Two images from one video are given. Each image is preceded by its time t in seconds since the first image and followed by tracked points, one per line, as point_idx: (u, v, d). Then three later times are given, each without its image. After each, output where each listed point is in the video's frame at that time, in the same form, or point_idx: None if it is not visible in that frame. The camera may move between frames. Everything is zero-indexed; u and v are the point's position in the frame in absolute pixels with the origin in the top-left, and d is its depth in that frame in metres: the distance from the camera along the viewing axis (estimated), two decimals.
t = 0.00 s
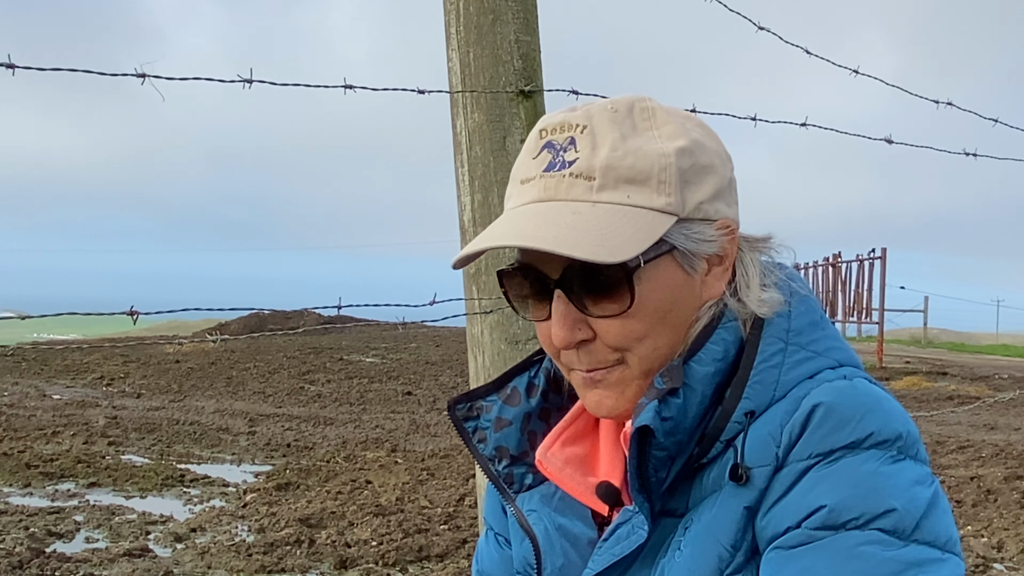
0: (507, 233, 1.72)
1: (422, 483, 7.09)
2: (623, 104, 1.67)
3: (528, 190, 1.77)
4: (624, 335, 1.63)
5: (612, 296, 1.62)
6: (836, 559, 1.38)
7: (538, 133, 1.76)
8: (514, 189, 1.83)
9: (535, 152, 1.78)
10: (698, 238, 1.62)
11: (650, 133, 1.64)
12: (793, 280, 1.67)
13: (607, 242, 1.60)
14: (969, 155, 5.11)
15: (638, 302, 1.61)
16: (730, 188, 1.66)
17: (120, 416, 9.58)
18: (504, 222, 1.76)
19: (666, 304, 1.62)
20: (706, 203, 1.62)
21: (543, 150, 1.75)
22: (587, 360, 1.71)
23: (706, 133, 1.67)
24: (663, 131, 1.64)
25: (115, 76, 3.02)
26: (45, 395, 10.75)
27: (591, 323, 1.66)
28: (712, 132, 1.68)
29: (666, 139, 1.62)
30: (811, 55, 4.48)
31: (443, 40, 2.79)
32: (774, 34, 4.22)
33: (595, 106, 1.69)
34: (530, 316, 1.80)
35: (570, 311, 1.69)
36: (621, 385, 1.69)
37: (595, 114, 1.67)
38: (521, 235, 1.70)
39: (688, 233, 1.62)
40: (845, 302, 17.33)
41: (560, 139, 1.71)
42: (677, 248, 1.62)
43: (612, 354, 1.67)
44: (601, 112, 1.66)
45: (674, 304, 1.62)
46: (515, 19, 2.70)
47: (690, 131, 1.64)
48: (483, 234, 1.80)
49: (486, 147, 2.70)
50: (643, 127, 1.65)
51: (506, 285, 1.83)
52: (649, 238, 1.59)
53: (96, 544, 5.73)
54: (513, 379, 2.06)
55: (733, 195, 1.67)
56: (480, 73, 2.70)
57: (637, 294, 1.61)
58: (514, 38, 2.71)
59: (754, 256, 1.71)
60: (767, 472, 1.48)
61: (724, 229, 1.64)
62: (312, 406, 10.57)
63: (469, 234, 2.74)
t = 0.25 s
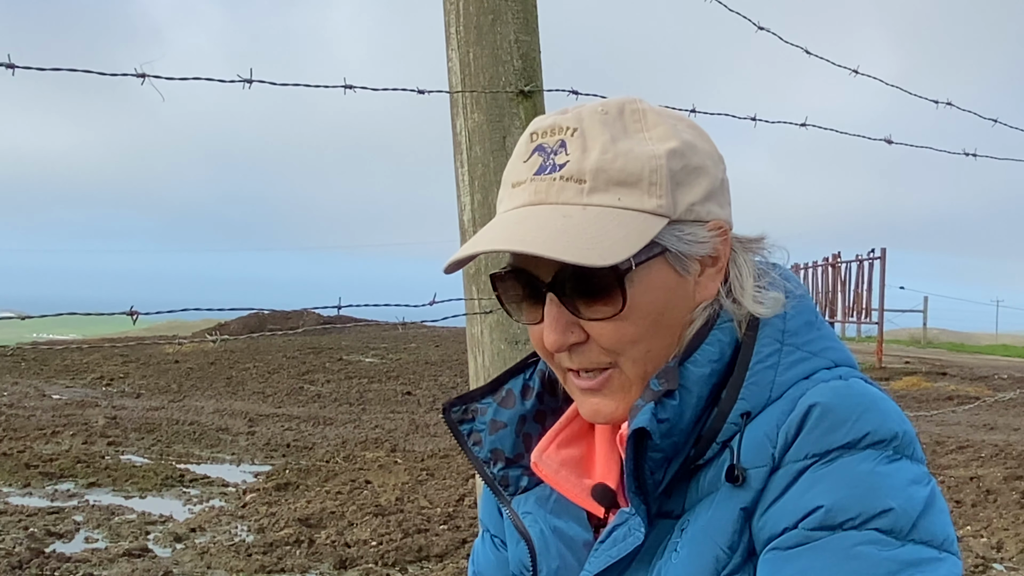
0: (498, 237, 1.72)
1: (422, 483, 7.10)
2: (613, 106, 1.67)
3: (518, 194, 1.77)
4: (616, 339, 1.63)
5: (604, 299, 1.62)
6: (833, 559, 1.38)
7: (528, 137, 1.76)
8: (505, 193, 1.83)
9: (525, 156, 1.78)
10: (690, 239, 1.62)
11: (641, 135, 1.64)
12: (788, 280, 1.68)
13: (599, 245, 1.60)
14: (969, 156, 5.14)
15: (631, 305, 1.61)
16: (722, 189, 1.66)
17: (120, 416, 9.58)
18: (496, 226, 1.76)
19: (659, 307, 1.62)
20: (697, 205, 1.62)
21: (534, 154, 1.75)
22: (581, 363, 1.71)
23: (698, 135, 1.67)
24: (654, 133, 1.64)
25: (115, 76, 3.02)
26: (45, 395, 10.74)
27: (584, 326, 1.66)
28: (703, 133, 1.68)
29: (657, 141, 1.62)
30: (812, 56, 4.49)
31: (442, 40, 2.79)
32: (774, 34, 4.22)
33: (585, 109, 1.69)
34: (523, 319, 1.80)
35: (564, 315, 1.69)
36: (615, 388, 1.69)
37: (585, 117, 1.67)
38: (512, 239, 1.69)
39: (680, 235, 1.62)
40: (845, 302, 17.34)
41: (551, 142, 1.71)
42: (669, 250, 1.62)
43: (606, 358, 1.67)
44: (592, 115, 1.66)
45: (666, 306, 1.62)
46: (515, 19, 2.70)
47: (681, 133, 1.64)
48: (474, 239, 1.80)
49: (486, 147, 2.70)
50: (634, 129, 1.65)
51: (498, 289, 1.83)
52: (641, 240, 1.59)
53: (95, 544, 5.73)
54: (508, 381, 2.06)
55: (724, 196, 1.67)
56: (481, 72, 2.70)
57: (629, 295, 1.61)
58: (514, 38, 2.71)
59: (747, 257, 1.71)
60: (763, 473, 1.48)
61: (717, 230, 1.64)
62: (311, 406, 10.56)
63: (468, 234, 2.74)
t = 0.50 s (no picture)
0: (487, 247, 1.72)
1: (422, 483, 7.10)
2: (599, 114, 1.67)
3: (506, 204, 1.78)
4: (607, 346, 1.63)
5: (594, 307, 1.62)
6: (837, 562, 1.38)
7: (516, 147, 1.77)
8: (493, 202, 1.83)
9: (513, 165, 1.79)
10: (680, 246, 1.62)
11: (627, 142, 1.64)
12: (781, 283, 1.68)
13: (587, 253, 1.60)
14: (969, 156, 5.15)
15: (620, 313, 1.61)
16: (710, 196, 1.67)
17: (119, 416, 9.58)
18: (485, 235, 1.76)
19: (649, 313, 1.62)
20: (686, 212, 1.62)
21: (521, 163, 1.76)
22: (572, 372, 1.70)
23: (685, 141, 1.67)
24: (640, 141, 1.64)
25: (115, 77, 3.02)
26: (44, 395, 10.73)
27: (574, 335, 1.66)
28: (691, 139, 1.69)
29: (644, 148, 1.62)
30: (811, 56, 4.50)
31: (442, 40, 2.79)
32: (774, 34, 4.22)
33: (571, 117, 1.69)
34: (514, 330, 1.80)
35: (554, 324, 1.69)
36: (606, 397, 1.69)
37: (572, 125, 1.67)
38: (500, 248, 1.70)
39: (669, 242, 1.62)
40: (844, 302, 17.35)
41: (538, 151, 1.71)
42: (658, 257, 1.62)
43: (596, 365, 1.67)
44: (578, 123, 1.67)
45: (656, 312, 1.62)
46: (515, 19, 2.70)
47: (668, 140, 1.64)
48: (464, 248, 1.81)
49: (486, 146, 2.70)
50: (621, 136, 1.65)
51: (489, 299, 1.83)
52: (630, 248, 1.59)
53: (95, 544, 5.73)
54: (506, 391, 2.06)
55: (714, 202, 1.67)
56: (481, 72, 2.70)
57: (618, 303, 1.61)
58: (514, 38, 2.71)
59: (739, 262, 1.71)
60: (766, 477, 1.48)
61: (706, 237, 1.65)
62: (311, 406, 10.56)
63: (468, 234, 2.74)
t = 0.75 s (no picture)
0: (501, 224, 1.72)
1: (421, 483, 7.10)
2: (621, 102, 1.67)
3: (523, 185, 1.78)
4: (614, 332, 1.62)
5: (604, 292, 1.62)
6: (840, 561, 1.38)
7: (536, 131, 1.77)
8: (510, 184, 1.84)
9: (532, 149, 1.79)
10: (692, 237, 1.62)
11: (646, 131, 1.64)
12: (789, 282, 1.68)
13: (598, 233, 1.60)
14: (968, 155, 5.15)
15: (629, 299, 1.61)
16: (726, 192, 1.67)
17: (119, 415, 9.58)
18: (499, 214, 1.77)
19: (658, 301, 1.61)
20: (700, 203, 1.62)
21: (539, 147, 1.76)
22: (578, 359, 1.70)
23: (704, 136, 1.67)
24: (660, 131, 1.64)
25: (115, 75, 3.02)
26: (44, 394, 10.73)
27: (582, 319, 1.66)
28: (710, 135, 1.68)
29: (662, 138, 1.63)
30: (811, 55, 4.50)
31: (442, 39, 2.79)
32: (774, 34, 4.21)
33: (593, 104, 1.69)
34: (524, 315, 1.80)
35: (563, 308, 1.69)
36: (611, 385, 1.68)
37: (592, 111, 1.68)
38: (514, 225, 1.70)
39: (682, 232, 1.62)
40: (844, 302, 17.36)
41: (557, 135, 1.72)
42: (670, 247, 1.62)
43: (603, 356, 1.66)
44: (598, 110, 1.67)
45: (665, 301, 1.62)
46: (515, 19, 2.70)
47: (687, 132, 1.64)
48: (479, 226, 1.81)
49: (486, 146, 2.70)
50: (640, 127, 1.65)
51: (501, 283, 1.83)
52: (643, 232, 1.59)
53: (95, 544, 5.73)
54: (514, 388, 2.06)
55: (729, 199, 1.67)
56: (480, 72, 2.70)
57: (626, 289, 1.61)
58: (513, 37, 2.71)
59: (750, 259, 1.71)
60: (770, 475, 1.48)
61: (719, 231, 1.64)
62: (311, 406, 10.56)
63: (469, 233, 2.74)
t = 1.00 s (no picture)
0: (491, 241, 1.72)
1: (420, 482, 7.10)
2: (607, 112, 1.67)
3: (511, 199, 1.78)
4: (607, 344, 1.63)
5: (596, 305, 1.62)
6: (844, 563, 1.38)
7: (523, 144, 1.77)
8: (499, 198, 1.84)
9: (520, 162, 1.79)
10: (684, 246, 1.62)
11: (635, 141, 1.64)
12: (786, 285, 1.67)
13: (589, 250, 1.60)
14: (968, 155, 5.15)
15: (622, 311, 1.61)
16: (718, 197, 1.66)
17: (118, 415, 9.57)
18: (489, 231, 1.77)
19: (651, 312, 1.62)
20: (691, 212, 1.62)
21: (527, 160, 1.76)
22: (573, 371, 1.70)
23: (693, 141, 1.67)
24: (648, 139, 1.64)
25: (115, 75, 3.02)
26: (43, 394, 10.73)
27: (576, 333, 1.66)
28: (699, 140, 1.68)
29: (650, 147, 1.62)
30: (811, 55, 4.50)
31: (441, 39, 2.79)
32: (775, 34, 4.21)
33: (579, 114, 1.69)
34: (518, 327, 1.80)
35: (556, 321, 1.69)
36: (607, 395, 1.69)
37: (578, 123, 1.68)
38: (504, 243, 1.70)
39: (673, 241, 1.61)
40: (843, 302, 17.36)
41: (544, 148, 1.72)
42: (662, 257, 1.61)
43: (597, 366, 1.67)
44: (585, 121, 1.67)
45: (659, 311, 1.62)
46: (514, 18, 2.70)
47: (675, 139, 1.64)
48: (468, 242, 1.81)
49: (485, 146, 2.70)
50: (628, 136, 1.65)
51: (494, 296, 1.83)
52: (633, 245, 1.59)
53: (94, 543, 5.73)
54: (513, 393, 2.06)
55: (721, 203, 1.67)
56: (480, 71, 2.70)
57: (620, 302, 1.61)
58: (513, 37, 2.71)
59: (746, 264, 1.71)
60: (774, 478, 1.48)
61: (712, 237, 1.64)
62: (310, 405, 10.56)
63: (468, 233, 2.74)
